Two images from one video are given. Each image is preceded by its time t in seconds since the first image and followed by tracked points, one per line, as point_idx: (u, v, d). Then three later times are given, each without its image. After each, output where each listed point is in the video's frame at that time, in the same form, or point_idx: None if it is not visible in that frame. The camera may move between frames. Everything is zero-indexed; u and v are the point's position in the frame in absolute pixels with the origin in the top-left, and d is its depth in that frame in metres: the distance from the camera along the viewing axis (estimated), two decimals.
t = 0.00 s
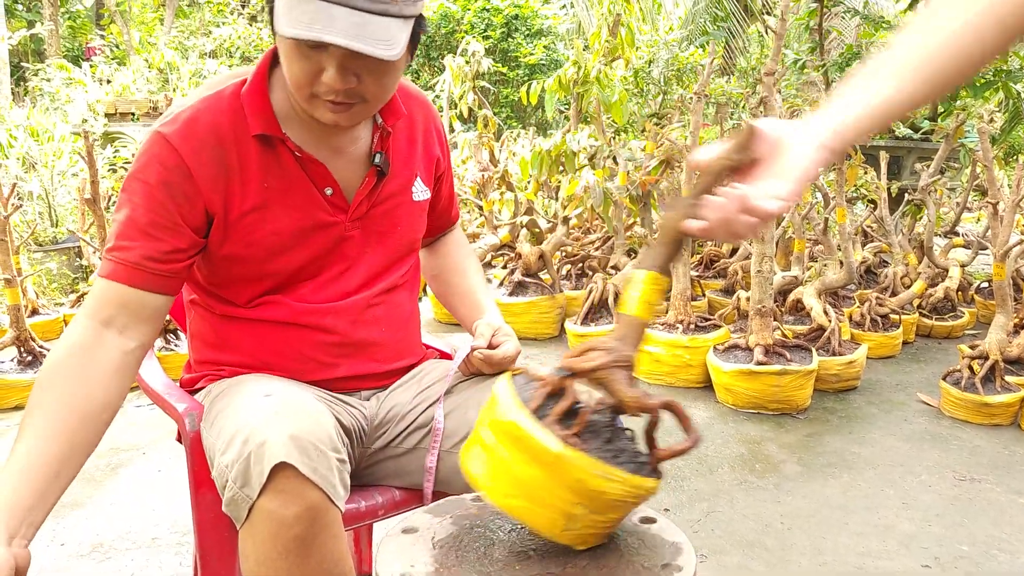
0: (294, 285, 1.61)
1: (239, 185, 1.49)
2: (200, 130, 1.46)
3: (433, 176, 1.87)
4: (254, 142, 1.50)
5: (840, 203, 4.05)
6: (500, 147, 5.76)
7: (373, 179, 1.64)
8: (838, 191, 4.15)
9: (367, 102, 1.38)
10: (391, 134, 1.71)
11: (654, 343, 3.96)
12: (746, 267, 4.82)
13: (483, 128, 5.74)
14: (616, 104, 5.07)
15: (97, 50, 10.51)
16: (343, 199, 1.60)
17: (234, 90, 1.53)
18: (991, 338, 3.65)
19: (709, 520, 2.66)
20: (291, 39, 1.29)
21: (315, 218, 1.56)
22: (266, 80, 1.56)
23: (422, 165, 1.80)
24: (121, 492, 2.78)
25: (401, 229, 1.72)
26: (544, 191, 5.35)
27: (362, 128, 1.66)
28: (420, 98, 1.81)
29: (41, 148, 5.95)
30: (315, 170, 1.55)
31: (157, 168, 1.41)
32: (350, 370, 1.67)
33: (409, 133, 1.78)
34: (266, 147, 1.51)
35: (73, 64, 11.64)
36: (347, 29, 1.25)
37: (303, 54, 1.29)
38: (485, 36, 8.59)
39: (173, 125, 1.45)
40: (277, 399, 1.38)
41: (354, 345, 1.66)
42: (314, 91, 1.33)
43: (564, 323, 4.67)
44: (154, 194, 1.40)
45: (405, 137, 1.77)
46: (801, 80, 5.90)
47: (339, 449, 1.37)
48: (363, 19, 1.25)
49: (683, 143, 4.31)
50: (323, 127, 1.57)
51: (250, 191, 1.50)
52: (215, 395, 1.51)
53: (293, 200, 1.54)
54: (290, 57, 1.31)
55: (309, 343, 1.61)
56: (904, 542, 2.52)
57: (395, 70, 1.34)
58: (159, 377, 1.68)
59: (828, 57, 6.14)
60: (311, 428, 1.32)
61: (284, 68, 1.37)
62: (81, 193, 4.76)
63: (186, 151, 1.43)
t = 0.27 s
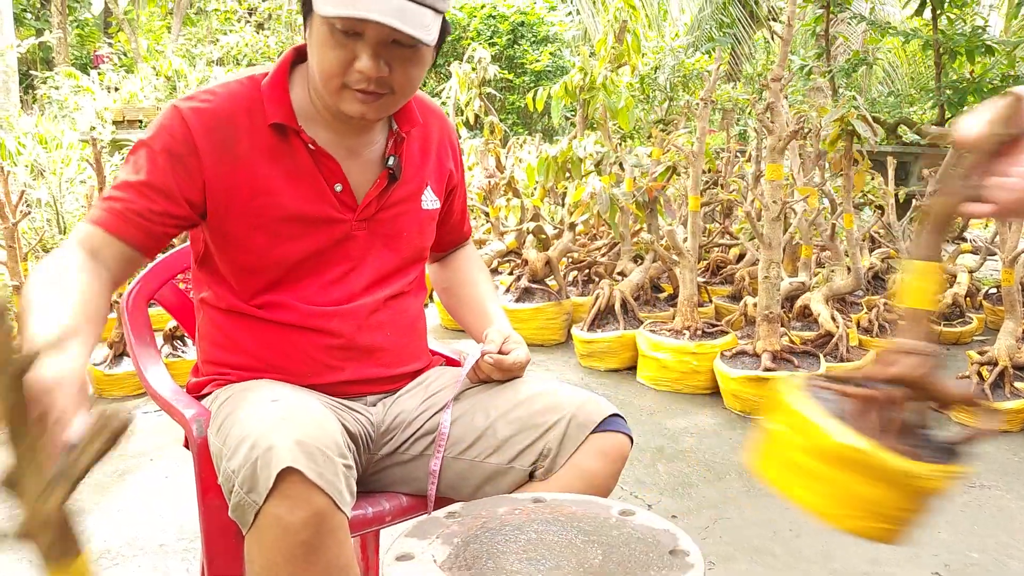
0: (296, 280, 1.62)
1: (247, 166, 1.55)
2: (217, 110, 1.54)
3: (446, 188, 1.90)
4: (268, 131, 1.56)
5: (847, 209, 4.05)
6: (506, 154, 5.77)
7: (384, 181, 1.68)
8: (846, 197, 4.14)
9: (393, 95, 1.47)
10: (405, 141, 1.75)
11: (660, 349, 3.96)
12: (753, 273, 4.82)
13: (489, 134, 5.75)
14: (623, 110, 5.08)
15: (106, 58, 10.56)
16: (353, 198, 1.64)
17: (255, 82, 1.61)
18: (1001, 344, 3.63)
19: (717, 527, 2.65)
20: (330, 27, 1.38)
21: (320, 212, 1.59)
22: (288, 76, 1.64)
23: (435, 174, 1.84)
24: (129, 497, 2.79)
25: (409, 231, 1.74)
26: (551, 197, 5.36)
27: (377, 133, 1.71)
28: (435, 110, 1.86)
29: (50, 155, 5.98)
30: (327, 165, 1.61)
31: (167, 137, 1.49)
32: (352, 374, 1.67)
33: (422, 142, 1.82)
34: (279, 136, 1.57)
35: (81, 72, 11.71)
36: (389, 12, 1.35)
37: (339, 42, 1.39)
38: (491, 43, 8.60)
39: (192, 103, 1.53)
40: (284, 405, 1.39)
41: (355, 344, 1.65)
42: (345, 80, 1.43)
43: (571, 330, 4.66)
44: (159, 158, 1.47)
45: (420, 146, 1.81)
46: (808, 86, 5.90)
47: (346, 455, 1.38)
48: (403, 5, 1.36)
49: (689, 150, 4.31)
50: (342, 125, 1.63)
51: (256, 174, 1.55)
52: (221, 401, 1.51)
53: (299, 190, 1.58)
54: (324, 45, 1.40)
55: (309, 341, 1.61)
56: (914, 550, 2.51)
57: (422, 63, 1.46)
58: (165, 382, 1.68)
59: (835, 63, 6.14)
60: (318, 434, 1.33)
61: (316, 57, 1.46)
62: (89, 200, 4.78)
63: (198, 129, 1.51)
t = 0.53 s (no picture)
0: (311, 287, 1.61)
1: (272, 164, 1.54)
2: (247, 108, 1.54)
3: (453, 204, 1.91)
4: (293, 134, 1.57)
5: (858, 220, 4.02)
6: (514, 165, 5.77)
7: (402, 193, 1.67)
8: (857, 209, 4.11)
9: (426, 100, 1.48)
10: (419, 154, 1.77)
11: (670, 362, 3.94)
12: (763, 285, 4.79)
13: (497, 146, 5.76)
14: (631, 122, 5.07)
15: (115, 71, 10.64)
16: (371, 205, 1.63)
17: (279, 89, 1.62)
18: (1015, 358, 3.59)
19: (729, 545, 2.62)
20: (369, 33, 1.37)
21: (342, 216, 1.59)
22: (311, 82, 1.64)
23: (447, 188, 1.85)
24: (137, 514, 2.79)
25: (424, 243, 1.75)
26: (558, 209, 5.35)
27: (392, 147, 1.72)
28: (444, 127, 1.87)
29: (60, 168, 6.03)
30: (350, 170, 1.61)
31: (202, 118, 1.49)
32: (368, 389, 1.68)
33: (434, 157, 1.82)
34: (305, 140, 1.58)
35: (92, 85, 11.80)
36: (440, 17, 1.33)
37: (378, 48, 1.38)
38: (499, 54, 8.61)
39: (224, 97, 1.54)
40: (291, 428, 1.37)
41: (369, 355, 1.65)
42: (383, 87, 1.42)
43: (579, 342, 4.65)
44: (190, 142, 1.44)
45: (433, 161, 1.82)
46: (817, 96, 5.88)
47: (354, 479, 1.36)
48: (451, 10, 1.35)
49: (698, 161, 4.30)
50: (364, 135, 1.63)
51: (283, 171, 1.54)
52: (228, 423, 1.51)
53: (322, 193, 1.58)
54: (361, 52, 1.39)
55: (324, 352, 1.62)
56: (930, 568, 2.48)
57: (456, 69, 1.47)
58: (170, 401, 1.67)
59: (844, 72, 6.13)
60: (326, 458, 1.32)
61: (347, 61, 1.44)
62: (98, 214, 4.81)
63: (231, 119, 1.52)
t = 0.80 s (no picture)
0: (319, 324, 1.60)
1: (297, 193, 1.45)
2: (270, 131, 1.42)
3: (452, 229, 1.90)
4: (312, 161, 1.48)
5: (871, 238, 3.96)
6: (521, 182, 5.74)
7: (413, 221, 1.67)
8: (869, 226, 4.05)
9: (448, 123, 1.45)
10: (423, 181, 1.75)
11: (680, 384, 3.88)
12: (774, 302, 4.73)
13: (504, 163, 5.73)
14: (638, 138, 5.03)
15: (123, 88, 10.70)
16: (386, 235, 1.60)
17: (291, 114, 1.51)
18: None
19: None
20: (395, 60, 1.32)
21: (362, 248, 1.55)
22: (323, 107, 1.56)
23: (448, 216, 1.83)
24: (138, 545, 2.75)
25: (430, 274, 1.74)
26: (565, 226, 5.32)
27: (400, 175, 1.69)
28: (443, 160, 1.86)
29: (66, 188, 6.03)
30: (365, 201, 1.57)
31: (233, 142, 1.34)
32: (377, 419, 1.66)
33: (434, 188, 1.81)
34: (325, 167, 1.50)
35: (100, 101, 11.87)
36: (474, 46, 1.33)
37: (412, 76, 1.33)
38: (505, 69, 8.57)
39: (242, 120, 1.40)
40: (291, 475, 1.32)
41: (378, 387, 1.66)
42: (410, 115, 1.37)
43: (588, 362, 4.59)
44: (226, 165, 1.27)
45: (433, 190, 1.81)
46: (825, 109, 5.84)
47: (358, 528, 1.32)
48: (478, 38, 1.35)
49: (706, 179, 4.26)
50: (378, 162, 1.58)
51: (307, 204, 1.46)
52: (229, 463, 1.46)
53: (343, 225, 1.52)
54: (388, 81, 1.33)
55: (335, 384, 1.60)
56: None
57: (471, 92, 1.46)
58: (168, 441, 1.61)
59: (852, 85, 6.09)
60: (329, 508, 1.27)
61: (368, 88, 1.36)
62: (104, 235, 4.80)
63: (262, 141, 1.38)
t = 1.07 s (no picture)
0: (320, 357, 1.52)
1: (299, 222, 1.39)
2: (270, 160, 1.38)
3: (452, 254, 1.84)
4: (311, 188, 1.43)
5: (881, 252, 3.90)
6: (524, 195, 5.69)
7: (414, 246, 1.61)
8: (879, 240, 3.99)
9: (446, 145, 1.42)
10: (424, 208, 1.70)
11: (687, 401, 3.82)
12: (781, 316, 4.67)
13: (507, 176, 5.68)
14: (643, 150, 4.99)
15: (126, 100, 10.69)
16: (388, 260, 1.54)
17: (288, 141, 1.48)
18: None
19: None
20: (393, 83, 1.30)
21: (364, 274, 1.49)
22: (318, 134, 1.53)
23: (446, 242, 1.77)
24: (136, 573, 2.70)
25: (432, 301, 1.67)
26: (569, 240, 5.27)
27: (398, 200, 1.65)
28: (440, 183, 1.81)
29: (66, 203, 6.00)
30: (367, 225, 1.51)
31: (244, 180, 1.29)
32: (379, 452, 1.61)
33: (434, 211, 1.76)
34: (325, 195, 1.45)
35: (104, 113, 11.87)
36: (471, 67, 1.33)
37: (404, 99, 1.32)
38: (508, 81, 8.44)
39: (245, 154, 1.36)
40: (287, 517, 1.28)
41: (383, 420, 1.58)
42: (408, 136, 1.35)
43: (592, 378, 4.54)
44: (240, 206, 1.24)
45: (432, 213, 1.75)
46: (831, 119, 5.79)
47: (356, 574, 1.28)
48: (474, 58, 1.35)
49: (712, 192, 4.21)
50: (376, 187, 1.55)
51: (309, 233, 1.41)
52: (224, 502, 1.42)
53: (344, 253, 1.45)
54: (386, 104, 1.32)
55: (336, 417, 1.54)
56: None
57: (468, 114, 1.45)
58: (159, 476, 1.56)
59: (859, 95, 6.05)
60: (326, 556, 1.24)
61: (365, 112, 1.35)
62: (105, 251, 4.77)
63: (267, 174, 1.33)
